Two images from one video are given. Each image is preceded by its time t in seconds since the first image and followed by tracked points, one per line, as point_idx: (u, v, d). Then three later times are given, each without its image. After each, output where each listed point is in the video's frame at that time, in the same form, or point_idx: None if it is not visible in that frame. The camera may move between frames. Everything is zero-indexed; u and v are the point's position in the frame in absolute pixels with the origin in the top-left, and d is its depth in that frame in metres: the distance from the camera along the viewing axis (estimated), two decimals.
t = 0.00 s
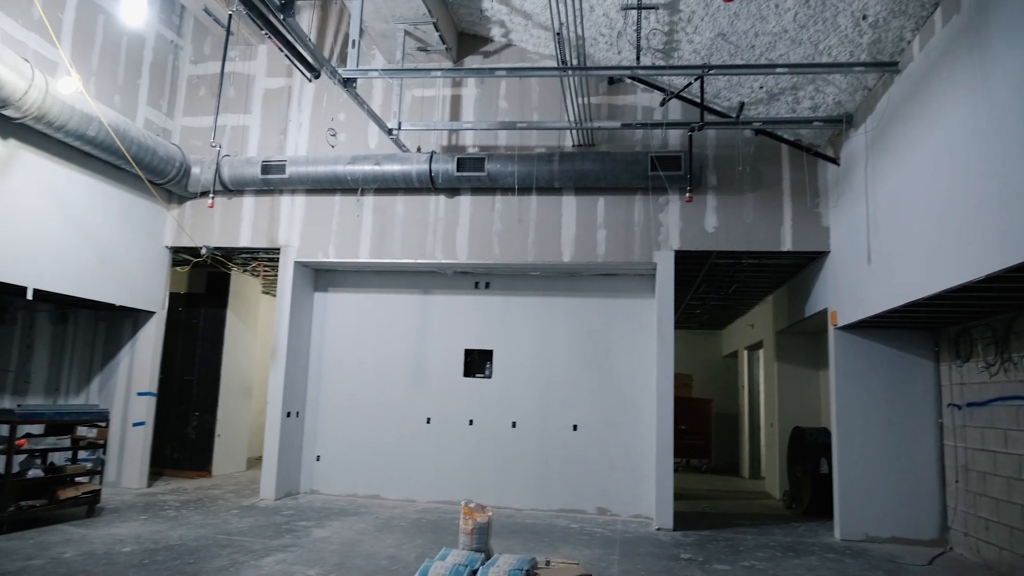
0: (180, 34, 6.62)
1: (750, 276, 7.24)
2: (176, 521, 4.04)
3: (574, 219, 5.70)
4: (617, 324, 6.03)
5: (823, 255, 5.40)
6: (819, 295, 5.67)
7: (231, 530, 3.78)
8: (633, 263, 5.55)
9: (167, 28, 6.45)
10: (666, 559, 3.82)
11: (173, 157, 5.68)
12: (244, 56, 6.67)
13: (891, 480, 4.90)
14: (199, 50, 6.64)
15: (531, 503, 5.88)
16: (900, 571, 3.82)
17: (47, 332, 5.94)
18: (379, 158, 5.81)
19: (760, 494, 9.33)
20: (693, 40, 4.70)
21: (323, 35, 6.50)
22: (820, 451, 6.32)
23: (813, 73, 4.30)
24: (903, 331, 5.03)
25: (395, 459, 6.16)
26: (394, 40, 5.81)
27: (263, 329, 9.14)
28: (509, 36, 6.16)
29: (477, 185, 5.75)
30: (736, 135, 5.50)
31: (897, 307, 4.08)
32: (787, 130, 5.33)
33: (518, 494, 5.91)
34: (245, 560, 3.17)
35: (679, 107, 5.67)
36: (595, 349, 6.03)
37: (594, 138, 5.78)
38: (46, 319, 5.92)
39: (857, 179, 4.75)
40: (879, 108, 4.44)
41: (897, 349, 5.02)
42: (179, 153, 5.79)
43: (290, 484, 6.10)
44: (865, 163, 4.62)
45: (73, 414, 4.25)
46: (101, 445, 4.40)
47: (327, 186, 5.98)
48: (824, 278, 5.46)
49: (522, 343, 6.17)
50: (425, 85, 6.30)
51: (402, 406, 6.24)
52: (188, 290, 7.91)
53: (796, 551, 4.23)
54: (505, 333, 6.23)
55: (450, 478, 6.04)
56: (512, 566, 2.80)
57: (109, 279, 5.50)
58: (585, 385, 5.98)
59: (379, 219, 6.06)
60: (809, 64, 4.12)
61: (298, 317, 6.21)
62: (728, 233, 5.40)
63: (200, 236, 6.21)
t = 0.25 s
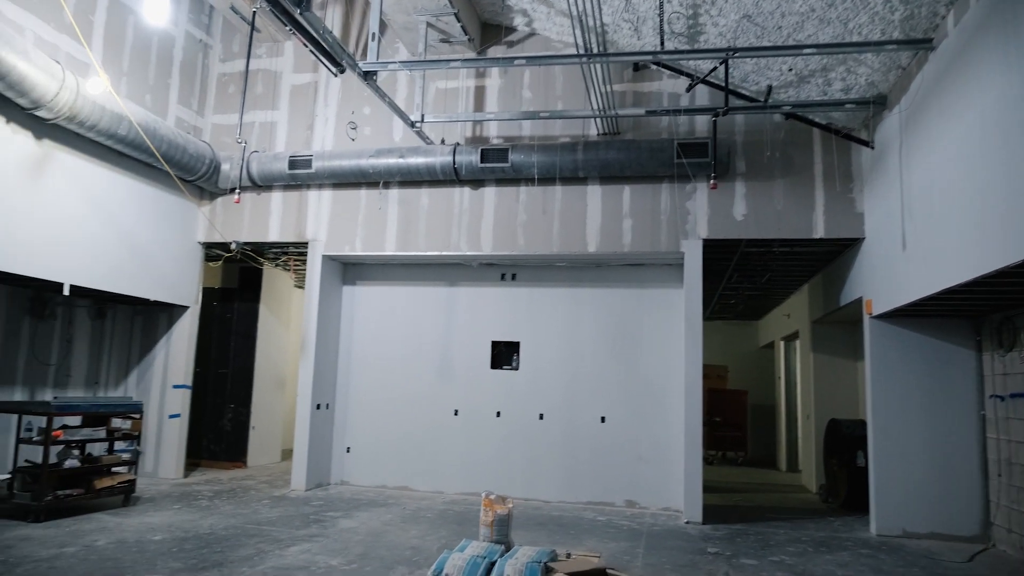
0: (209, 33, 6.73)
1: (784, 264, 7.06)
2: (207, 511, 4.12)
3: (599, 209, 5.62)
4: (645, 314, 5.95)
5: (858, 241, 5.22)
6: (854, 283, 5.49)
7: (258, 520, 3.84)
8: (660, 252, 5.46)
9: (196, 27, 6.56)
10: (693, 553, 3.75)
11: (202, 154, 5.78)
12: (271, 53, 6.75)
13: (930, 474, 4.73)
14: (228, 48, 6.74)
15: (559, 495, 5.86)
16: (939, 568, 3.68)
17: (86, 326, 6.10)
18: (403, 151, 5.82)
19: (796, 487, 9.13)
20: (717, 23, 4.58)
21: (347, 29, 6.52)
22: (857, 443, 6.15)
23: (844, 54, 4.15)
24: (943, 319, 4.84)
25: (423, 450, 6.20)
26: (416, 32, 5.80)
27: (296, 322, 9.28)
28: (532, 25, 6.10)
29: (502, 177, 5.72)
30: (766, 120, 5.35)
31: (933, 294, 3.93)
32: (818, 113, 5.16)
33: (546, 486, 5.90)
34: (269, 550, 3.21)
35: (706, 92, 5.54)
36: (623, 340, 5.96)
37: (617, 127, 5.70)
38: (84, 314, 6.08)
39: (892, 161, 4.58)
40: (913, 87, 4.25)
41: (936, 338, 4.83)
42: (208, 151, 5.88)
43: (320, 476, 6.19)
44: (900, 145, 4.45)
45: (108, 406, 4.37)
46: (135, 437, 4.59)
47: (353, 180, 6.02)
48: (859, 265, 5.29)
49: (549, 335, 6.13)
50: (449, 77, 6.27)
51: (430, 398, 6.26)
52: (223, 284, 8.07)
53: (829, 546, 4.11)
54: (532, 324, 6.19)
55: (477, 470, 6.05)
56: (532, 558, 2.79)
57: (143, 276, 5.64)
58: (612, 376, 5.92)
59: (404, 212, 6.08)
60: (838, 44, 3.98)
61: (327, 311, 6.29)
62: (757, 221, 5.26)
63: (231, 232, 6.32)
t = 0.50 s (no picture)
0: (243, 30, 6.83)
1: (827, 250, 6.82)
2: (242, 499, 4.21)
3: (630, 196, 5.52)
4: (678, 303, 5.82)
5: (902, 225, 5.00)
6: (899, 269, 5.26)
7: (290, 508, 3.91)
8: (692, 239, 5.33)
9: (230, 25, 6.67)
10: (723, 547, 3.66)
11: (236, 149, 5.89)
12: (303, 48, 6.81)
13: (979, 468, 4.51)
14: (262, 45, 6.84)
15: (591, 485, 5.81)
16: (985, 565, 3.51)
17: (130, 319, 6.29)
18: (432, 141, 5.81)
19: (840, 480, 8.86)
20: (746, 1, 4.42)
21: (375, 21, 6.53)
22: (903, 435, 5.91)
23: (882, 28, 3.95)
24: (994, 306, 4.59)
25: (455, 440, 6.23)
26: (442, 22, 5.77)
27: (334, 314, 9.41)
28: (560, 10, 6.00)
29: (531, 165, 5.67)
30: (803, 100, 5.15)
31: (978, 279, 3.73)
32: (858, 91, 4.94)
33: (578, 477, 5.85)
34: (296, 538, 3.26)
35: (740, 74, 5.37)
36: (656, 329, 5.86)
37: (648, 111, 5.57)
38: (128, 308, 6.27)
39: (936, 140, 4.35)
40: (957, 60, 4.02)
41: (987, 325, 4.59)
42: (242, 146, 5.99)
43: (355, 465, 6.28)
44: (944, 123, 4.22)
45: (146, 396, 4.50)
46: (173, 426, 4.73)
47: (383, 171, 6.04)
48: (903, 250, 5.06)
49: (580, 325, 6.07)
50: (477, 66, 6.22)
51: (462, 389, 6.28)
52: (262, 277, 8.24)
53: (869, 541, 3.97)
54: (563, 314, 6.14)
55: (509, 460, 6.05)
56: (551, 549, 2.82)
57: (181, 270, 5.79)
58: (644, 366, 5.82)
59: (434, 203, 6.08)
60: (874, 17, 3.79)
61: (360, 302, 6.35)
62: (794, 205, 5.09)
63: (266, 225, 6.43)
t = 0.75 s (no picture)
0: (269, 26, 6.90)
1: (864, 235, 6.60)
2: (270, 489, 4.29)
3: (656, 183, 5.42)
4: (707, 292, 5.71)
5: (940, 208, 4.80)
6: (938, 254, 5.06)
7: (316, 498, 3.96)
8: (720, 226, 5.21)
9: (257, 21, 6.75)
10: (750, 540, 3.59)
11: (263, 144, 5.97)
12: (328, 42, 6.85)
13: (1022, 461, 4.33)
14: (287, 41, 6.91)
15: (618, 477, 5.76)
16: None
17: (164, 313, 6.46)
18: (455, 132, 5.79)
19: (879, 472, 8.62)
20: None
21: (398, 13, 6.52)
22: (943, 426, 5.70)
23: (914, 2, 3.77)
24: None
25: (482, 431, 6.24)
26: (464, 11, 5.73)
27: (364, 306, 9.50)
28: None
29: (555, 154, 5.62)
30: (834, 80, 4.98)
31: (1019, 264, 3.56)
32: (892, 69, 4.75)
33: (605, 468, 5.81)
34: (319, 527, 3.30)
35: (768, 55, 5.22)
36: (684, 319, 5.76)
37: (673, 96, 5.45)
38: (162, 302, 6.44)
39: (974, 119, 4.16)
40: (996, 34, 3.83)
41: None
42: (270, 141, 6.06)
43: (383, 456, 6.34)
44: (982, 101, 4.03)
45: (176, 388, 4.61)
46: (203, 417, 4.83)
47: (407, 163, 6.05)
48: (942, 234, 4.87)
49: (606, 315, 6.01)
50: (500, 55, 6.18)
51: (488, 380, 6.28)
52: (293, 271, 8.36)
53: (903, 535, 3.84)
54: (589, 305, 6.08)
55: (536, 451, 6.03)
56: (568, 541, 2.79)
57: (212, 264, 5.89)
58: (672, 356, 5.74)
59: (459, 194, 6.07)
60: None
61: (386, 294, 6.39)
62: (826, 190, 4.93)
63: (294, 219, 6.50)
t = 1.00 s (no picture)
0: (296, 21, 6.97)
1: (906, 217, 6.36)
2: (300, 478, 4.36)
3: (683, 168, 5.31)
4: (738, 279, 5.58)
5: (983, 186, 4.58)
6: (982, 235, 4.84)
7: (342, 488, 4.01)
8: (749, 211, 5.08)
9: (284, 17, 6.81)
10: (778, 532, 3.50)
11: (291, 138, 6.04)
12: (354, 35, 6.88)
13: None
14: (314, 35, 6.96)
15: (647, 466, 5.70)
16: None
17: (200, 307, 6.62)
18: (479, 121, 5.77)
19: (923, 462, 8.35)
20: None
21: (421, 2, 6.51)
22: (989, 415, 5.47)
23: None
24: None
25: (511, 421, 6.24)
26: None
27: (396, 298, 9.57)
28: None
29: (579, 141, 5.55)
30: (868, 56, 4.79)
31: None
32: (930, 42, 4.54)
33: (634, 457, 5.75)
34: (343, 516, 3.35)
35: (798, 32, 5.05)
36: (714, 306, 5.65)
37: (699, 78, 5.32)
38: (197, 296, 6.59)
39: (1017, 91, 3.95)
40: None
41: None
42: (297, 135, 6.14)
43: (414, 446, 6.40)
44: None
45: (207, 379, 4.72)
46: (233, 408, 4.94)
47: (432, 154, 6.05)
48: (986, 214, 4.65)
49: (634, 303, 5.93)
50: (523, 42, 6.11)
51: (517, 369, 6.27)
52: (325, 263, 8.47)
53: (941, 528, 3.70)
54: (617, 293, 6.01)
55: (565, 440, 6.01)
56: (585, 531, 2.76)
57: (244, 258, 6.00)
58: (702, 344, 5.64)
59: (484, 184, 6.05)
60: None
61: (414, 285, 6.42)
62: (861, 170, 4.76)
63: (323, 212, 6.58)
